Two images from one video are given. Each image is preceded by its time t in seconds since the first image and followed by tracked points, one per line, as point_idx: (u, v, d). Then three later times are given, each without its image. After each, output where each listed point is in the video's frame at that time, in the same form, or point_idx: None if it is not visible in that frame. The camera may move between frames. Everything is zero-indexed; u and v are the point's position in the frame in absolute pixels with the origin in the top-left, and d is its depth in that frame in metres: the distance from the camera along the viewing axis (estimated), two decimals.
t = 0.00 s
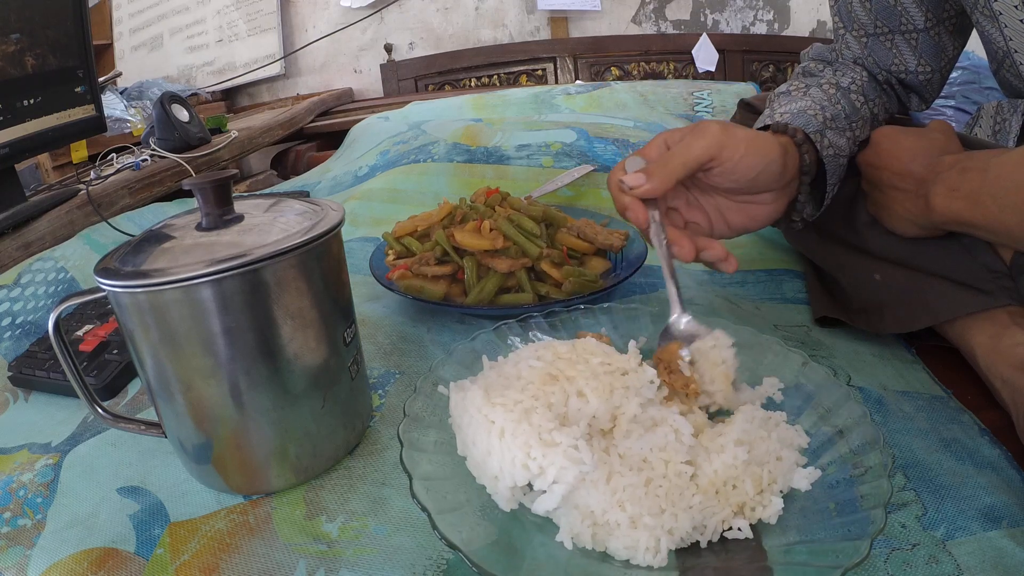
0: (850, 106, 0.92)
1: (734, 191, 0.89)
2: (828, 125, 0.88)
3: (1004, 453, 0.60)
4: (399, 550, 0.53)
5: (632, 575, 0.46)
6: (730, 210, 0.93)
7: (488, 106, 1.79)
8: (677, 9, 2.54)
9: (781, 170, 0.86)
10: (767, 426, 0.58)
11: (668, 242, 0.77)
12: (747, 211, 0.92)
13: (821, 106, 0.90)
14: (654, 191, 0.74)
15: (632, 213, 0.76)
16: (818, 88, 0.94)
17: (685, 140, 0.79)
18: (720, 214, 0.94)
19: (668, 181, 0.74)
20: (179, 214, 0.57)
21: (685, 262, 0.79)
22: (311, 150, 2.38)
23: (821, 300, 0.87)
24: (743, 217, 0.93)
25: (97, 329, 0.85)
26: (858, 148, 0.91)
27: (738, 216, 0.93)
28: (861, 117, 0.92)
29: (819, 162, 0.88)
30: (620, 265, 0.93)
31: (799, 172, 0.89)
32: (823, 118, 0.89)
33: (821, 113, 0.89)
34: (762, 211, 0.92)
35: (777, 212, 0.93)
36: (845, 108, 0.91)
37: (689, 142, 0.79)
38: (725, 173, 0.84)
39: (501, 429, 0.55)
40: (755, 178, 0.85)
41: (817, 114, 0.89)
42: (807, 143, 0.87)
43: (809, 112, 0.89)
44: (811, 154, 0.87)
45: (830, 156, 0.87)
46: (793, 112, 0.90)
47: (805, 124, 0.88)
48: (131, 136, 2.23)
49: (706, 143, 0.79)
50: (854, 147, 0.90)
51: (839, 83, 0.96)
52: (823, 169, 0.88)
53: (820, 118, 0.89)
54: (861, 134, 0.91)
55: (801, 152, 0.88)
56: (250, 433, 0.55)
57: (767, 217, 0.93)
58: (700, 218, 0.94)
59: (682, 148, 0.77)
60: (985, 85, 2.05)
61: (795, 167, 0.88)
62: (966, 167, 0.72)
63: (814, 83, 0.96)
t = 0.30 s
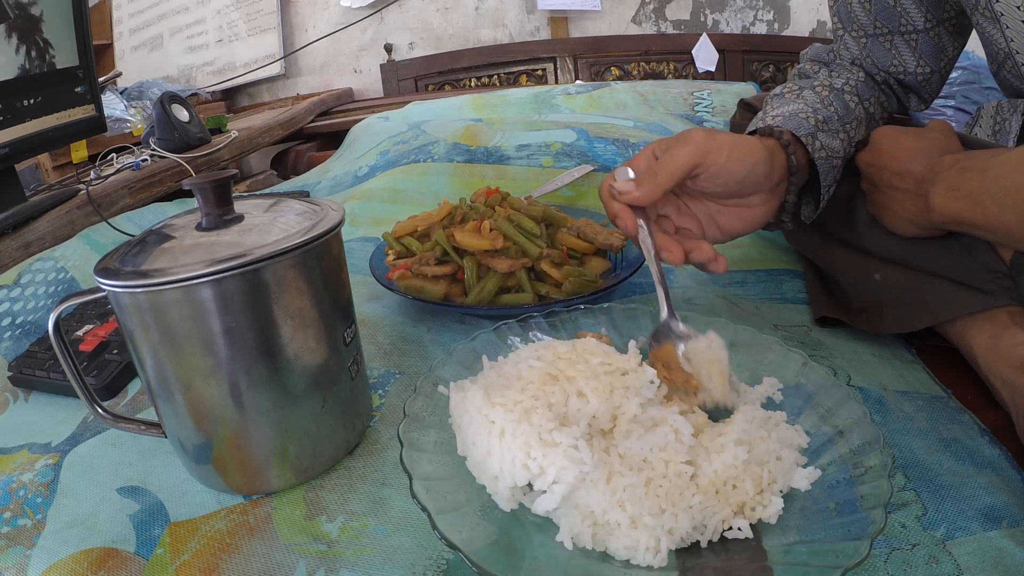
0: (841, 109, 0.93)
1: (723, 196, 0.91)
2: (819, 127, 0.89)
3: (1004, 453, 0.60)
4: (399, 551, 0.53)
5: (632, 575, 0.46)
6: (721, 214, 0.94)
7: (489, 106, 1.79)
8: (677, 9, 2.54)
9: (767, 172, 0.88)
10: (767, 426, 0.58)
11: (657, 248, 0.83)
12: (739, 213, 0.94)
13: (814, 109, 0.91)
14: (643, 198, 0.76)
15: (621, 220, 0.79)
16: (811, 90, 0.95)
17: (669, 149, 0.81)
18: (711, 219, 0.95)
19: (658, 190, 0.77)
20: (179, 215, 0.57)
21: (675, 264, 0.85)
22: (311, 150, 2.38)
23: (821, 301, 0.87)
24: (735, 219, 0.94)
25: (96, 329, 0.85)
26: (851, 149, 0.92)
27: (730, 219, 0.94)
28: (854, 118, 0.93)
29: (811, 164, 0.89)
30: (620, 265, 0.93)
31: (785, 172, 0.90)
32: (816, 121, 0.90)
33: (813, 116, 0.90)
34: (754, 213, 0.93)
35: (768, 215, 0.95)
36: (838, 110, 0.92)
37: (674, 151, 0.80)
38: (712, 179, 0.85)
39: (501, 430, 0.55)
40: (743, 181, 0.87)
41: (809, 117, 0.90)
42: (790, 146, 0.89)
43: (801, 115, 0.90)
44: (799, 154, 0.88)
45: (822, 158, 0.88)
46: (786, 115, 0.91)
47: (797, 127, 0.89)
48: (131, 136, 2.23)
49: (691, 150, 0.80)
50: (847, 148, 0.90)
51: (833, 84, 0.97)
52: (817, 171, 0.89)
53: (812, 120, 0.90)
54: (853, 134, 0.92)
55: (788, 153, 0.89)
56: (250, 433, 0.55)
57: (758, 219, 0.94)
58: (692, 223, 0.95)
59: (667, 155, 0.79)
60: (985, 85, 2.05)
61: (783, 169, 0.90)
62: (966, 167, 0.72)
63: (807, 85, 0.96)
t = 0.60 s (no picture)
0: (836, 99, 0.94)
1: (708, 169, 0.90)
2: (811, 115, 0.90)
3: (1004, 453, 0.60)
4: (399, 550, 0.53)
5: (632, 575, 0.46)
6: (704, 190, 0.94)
7: (488, 106, 1.79)
8: (677, 9, 2.54)
9: (752, 147, 0.88)
10: (767, 426, 0.58)
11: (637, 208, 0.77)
12: (721, 192, 0.93)
13: (806, 97, 0.92)
14: (625, 163, 0.75)
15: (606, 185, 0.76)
16: (805, 80, 0.96)
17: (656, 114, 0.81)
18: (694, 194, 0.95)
19: (640, 155, 0.75)
20: (179, 215, 0.57)
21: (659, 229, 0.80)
22: (311, 150, 2.38)
23: (821, 301, 0.87)
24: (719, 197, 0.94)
25: (96, 329, 0.85)
26: (842, 140, 0.93)
27: (713, 198, 0.94)
28: (846, 111, 0.94)
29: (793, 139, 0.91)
30: (620, 265, 0.93)
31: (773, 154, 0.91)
32: (807, 108, 0.90)
33: (805, 103, 0.91)
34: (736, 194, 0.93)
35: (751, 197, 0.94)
36: (830, 102, 0.93)
37: (660, 117, 0.80)
38: (695, 148, 0.85)
39: (501, 430, 0.55)
40: (726, 154, 0.86)
41: (801, 104, 0.91)
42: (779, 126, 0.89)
43: (793, 102, 0.91)
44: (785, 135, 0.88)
45: (812, 145, 0.89)
46: (777, 101, 0.92)
47: (788, 112, 0.90)
48: (131, 136, 2.23)
49: (676, 117, 0.80)
50: (837, 138, 0.91)
51: (826, 76, 0.97)
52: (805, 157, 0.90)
53: (805, 108, 0.91)
54: (844, 126, 0.93)
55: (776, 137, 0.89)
56: (249, 433, 0.55)
57: (741, 199, 0.93)
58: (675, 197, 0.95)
59: (651, 120, 0.79)
60: (986, 85, 2.05)
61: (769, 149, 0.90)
62: (964, 167, 0.72)
63: (800, 77, 0.97)
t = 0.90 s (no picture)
0: (847, 115, 0.92)
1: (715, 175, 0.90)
2: (824, 132, 0.89)
3: (1004, 453, 0.60)
4: (399, 550, 0.53)
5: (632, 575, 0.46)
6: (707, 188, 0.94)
7: (488, 106, 1.79)
8: (677, 9, 2.55)
9: (766, 169, 0.87)
10: (767, 426, 0.58)
11: (653, 208, 0.76)
12: (723, 196, 0.94)
13: (821, 111, 0.90)
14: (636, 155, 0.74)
15: (621, 177, 0.76)
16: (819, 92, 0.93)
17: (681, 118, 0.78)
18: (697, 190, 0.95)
19: (653, 145, 0.73)
20: (178, 214, 0.57)
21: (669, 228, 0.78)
22: (311, 150, 2.38)
23: (821, 301, 0.87)
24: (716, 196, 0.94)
25: (96, 329, 0.85)
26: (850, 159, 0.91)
27: (713, 198, 0.95)
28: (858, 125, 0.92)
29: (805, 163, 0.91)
30: (620, 265, 0.93)
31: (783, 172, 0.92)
32: (821, 123, 0.89)
33: (820, 118, 0.90)
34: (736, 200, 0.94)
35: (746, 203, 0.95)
36: (844, 116, 0.91)
37: (687, 120, 0.77)
38: (708, 159, 0.84)
39: (501, 430, 0.55)
40: (736, 170, 0.86)
41: (816, 118, 0.89)
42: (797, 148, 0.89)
43: (809, 114, 0.90)
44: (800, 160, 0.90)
45: (818, 162, 0.88)
46: (795, 110, 0.90)
47: (803, 126, 0.89)
48: (131, 136, 2.23)
49: (701, 127, 0.78)
50: (845, 157, 0.90)
51: (837, 89, 0.95)
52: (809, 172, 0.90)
53: (818, 122, 0.89)
54: (856, 143, 0.91)
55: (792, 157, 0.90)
56: (250, 433, 0.55)
57: (738, 204, 0.95)
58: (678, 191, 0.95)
59: (679, 121, 0.76)
60: (986, 85, 2.05)
61: (782, 168, 0.91)
62: (963, 166, 0.72)
63: (814, 85, 0.95)
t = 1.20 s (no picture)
0: (852, 119, 0.93)
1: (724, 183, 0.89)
2: (830, 137, 0.91)
3: (1004, 453, 0.60)
4: (399, 550, 0.53)
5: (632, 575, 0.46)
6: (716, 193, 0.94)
7: (488, 106, 1.79)
8: (677, 9, 2.55)
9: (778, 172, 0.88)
10: (767, 426, 0.58)
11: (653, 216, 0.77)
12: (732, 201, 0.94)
13: (827, 114, 0.92)
14: (643, 160, 0.73)
15: (627, 179, 0.78)
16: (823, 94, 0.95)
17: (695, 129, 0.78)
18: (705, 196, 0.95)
19: (661, 149, 0.72)
20: (178, 214, 0.57)
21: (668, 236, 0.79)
22: (311, 150, 2.38)
23: (821, 301, 0.87)
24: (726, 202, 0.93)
25: (96, 329, 0.85)
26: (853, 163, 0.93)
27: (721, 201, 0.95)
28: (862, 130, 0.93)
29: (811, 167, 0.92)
30: (620, 265, 0.93)
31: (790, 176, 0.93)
32: (828, 127, 0.91)
33: (826, 121, 0.91)
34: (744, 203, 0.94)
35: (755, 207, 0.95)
36: (848, 121, 0.92)
37: (699, 125, 0.77)
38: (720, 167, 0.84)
39: (501, 430, 0.55)
40: (747, 177, 0.86)
41: (822, 122, 0.91)
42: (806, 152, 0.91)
43: (816, 118, 0.92)
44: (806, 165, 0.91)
45: (823, 165, 0.90)
46: (802, 114, 0.93)
47: (811, 129, 0.91)
48: (131, 136, 2.23)
49: (715, 137, 0.78)
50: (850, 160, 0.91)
51: (841, 91, 0.96)
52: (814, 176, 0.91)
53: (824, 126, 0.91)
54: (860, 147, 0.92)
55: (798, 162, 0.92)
56: (250, 433, 0.55)
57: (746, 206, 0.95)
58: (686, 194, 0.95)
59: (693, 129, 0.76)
60: (986, 85, 2.04)
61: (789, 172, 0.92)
62: (963, 166, 0.72)
63: (819, 85, 0.96)
